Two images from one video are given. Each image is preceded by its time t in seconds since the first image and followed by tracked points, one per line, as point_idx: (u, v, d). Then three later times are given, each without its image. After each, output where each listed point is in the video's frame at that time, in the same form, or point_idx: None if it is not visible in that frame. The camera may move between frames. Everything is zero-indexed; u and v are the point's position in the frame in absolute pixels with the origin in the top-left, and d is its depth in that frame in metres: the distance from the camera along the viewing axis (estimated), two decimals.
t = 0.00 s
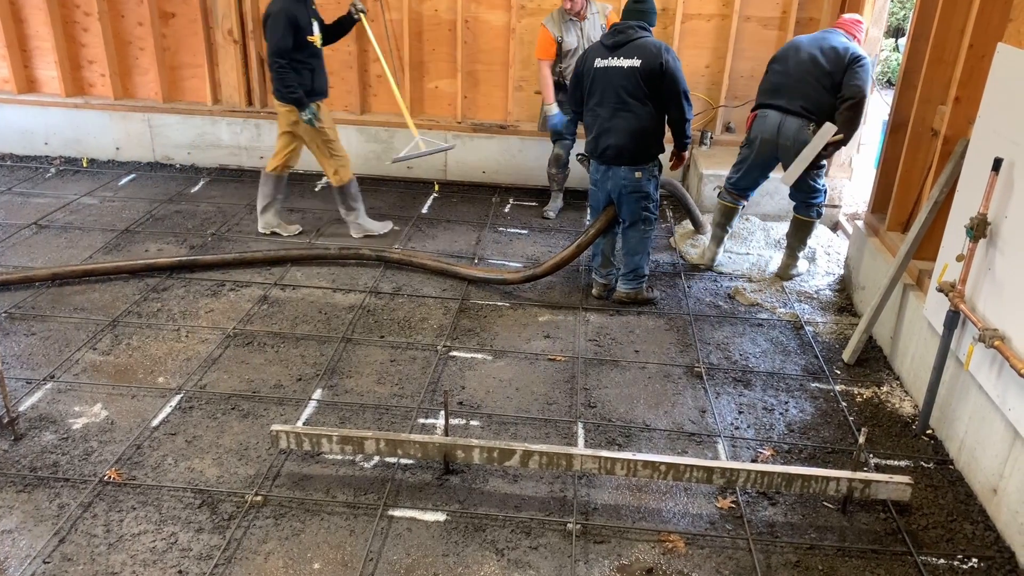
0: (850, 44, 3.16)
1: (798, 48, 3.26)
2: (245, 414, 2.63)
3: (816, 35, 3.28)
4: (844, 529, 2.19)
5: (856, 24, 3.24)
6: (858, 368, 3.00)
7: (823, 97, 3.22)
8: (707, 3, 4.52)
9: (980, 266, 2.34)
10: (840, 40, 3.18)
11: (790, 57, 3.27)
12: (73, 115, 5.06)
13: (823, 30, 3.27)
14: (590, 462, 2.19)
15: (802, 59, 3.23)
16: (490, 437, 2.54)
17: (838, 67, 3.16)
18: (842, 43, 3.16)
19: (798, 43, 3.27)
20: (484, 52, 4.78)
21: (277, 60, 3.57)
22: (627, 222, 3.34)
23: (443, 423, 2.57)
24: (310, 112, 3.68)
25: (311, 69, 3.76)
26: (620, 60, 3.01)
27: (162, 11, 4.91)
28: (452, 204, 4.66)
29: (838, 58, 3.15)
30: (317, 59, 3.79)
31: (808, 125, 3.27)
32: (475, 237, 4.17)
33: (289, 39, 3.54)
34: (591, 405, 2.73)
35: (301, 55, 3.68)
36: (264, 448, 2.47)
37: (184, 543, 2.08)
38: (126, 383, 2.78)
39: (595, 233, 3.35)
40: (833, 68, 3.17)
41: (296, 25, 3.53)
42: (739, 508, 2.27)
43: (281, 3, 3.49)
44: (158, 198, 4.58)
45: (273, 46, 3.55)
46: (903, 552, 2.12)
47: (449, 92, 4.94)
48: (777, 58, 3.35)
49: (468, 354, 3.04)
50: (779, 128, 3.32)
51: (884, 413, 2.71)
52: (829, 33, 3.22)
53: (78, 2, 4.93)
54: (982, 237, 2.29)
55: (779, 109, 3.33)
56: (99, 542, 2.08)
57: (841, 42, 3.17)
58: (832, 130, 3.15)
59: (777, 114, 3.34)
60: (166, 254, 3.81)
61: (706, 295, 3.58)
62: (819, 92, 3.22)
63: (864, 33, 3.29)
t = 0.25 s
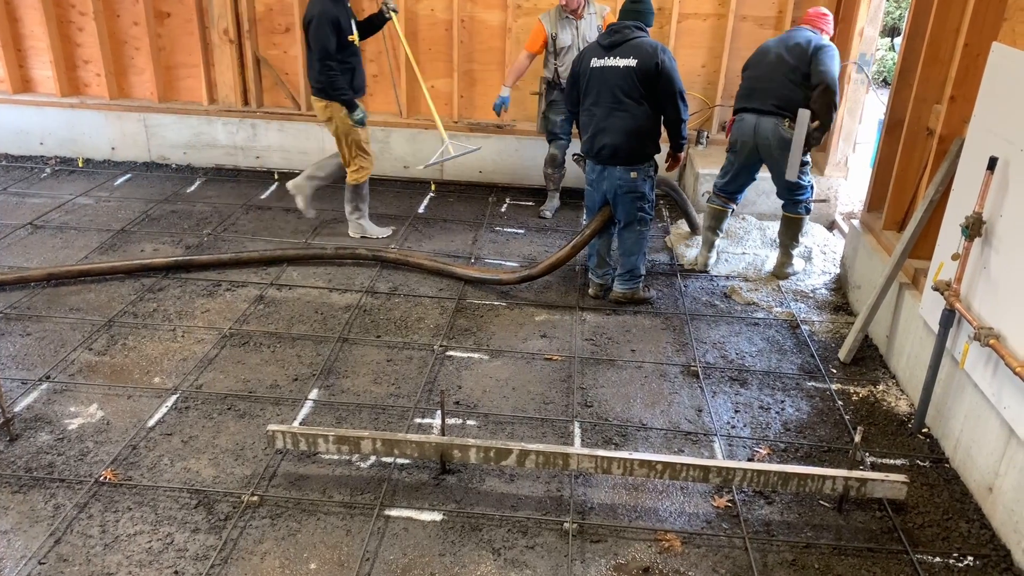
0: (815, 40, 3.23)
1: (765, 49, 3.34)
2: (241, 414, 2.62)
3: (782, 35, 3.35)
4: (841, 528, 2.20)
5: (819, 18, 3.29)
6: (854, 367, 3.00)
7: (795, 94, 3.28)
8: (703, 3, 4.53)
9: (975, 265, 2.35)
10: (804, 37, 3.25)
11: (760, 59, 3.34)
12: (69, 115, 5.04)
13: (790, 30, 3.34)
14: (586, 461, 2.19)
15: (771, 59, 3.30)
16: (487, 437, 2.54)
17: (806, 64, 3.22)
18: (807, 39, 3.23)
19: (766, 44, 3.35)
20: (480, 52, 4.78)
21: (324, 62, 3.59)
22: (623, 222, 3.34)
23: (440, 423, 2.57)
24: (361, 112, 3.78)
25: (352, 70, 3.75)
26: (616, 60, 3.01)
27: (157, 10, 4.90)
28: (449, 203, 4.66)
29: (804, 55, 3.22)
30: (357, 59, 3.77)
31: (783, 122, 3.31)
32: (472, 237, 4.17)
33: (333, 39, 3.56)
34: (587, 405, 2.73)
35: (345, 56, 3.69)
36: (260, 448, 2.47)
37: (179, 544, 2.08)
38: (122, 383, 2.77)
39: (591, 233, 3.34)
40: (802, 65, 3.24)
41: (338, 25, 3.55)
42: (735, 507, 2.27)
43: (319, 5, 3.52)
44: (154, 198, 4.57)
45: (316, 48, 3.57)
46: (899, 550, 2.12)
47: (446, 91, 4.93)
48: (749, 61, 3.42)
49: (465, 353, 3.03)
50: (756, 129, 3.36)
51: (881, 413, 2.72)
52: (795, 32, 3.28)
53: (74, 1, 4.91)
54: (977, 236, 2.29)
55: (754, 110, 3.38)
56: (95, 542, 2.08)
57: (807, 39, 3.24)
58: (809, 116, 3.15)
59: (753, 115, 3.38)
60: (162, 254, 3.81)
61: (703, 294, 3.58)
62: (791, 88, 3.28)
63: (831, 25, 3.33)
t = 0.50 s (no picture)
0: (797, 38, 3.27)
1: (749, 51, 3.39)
2: (237, 416, 2.62)
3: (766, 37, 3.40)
4: (835, 528, 2.20)
5: (798, 19, 3.35)
6: (849, 367, 3.01)
7: (780, 91, 3.30)
8: (699, 3, 4.54)
9: (969, 266, 2.36)
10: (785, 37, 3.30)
11: (744, 59, 3.38)
12: (64, 115, 5.04)
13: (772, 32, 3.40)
14: (581, 461, 2.20)
15: (754, 59, 3.35)
16: (483, 438, 2.54)
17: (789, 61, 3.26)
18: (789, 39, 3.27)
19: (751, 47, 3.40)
20: (476, 53, 4.78)
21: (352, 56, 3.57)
22: (617, 223, 3.34)
23: (435, 424, 2.57)
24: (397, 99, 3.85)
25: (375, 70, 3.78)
26: (610, 61, 3.02)
27: (153, 11, 4.89)
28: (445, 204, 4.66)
29: (787, 52, 3.25)
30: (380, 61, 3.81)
31: (769, 118, 3.32)
32: (468, 237, 4.18)
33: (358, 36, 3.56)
34: (583, 405, 2.74)
35: (368, 55, 3.72)
36: (256, 449, 2.46)
37: (175, 545, 2.08)
38: (117, 385, 2.77)
39: (585, 234, 3.35)
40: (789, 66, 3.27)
41: (362, 23, 3.57)
42: (730, 507, 2.28)
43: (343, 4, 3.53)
44: (149, 199, 4.57)
45: (342, 46, 3.56)
46: (893, 550, 2.13)
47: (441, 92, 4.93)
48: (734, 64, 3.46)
49: (461, 354, 3.04)
50: (742, 127, 3.38)
51: (875, 413, 2.72)
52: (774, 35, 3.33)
53: (69, 2, 4.91)
54: (970, 237, 2.30)
55: (739, 108, 3.40)
56: (90, 544, 2.07)
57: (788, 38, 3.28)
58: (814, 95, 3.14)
59: (739, 114, 3.39)
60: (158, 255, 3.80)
61: (698, 295, 3.59)
62: (777, 85, 3.29)
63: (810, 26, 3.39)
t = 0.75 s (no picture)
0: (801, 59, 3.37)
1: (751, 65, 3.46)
2: (233, 418, 2.62)
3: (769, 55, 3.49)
4: (830, 528, 2.21)
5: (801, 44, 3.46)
6: (844, 367, 3.02)
7: (779, 98, 3.33)
8: (694, 4, 4.55)
9: (963, 267, 2.37)
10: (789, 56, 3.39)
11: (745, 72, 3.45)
12: (59, 117, 5.03)
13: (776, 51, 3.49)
14: (577, 462, 2.20)
15: (755, 72, 3.41)
16: (478, 439, 2.55)
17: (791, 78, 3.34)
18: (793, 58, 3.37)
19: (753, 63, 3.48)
20: (472, 54, 4.78)
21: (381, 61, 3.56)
22: (611, 224, 3.34)
23: (432, 425, 2.58)
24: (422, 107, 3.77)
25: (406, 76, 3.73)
26: (604, 63, 3.02)
27: (149, 12, 4.89)
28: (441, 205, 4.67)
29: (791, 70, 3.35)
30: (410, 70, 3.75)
31: (765, 120, 3.32)
32: (465, 238, 4.18)
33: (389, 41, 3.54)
34: (579, 406, 2.74)
35: (399, 62, 3.68)
36: (252, 451, 2.47)
37: (171, 547, 2.08)
38: (113, 387, 2.77)
39: (580, 235, 3.35)
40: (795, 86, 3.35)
41: (393, 28, 3.55)
42: (726, 507, 2.28)
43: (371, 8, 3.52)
44: (145, 201, 4.57)
45: (372, 51, 3.54)
46: (887, 550, 2.14)
47: (438, 93, 4.93)
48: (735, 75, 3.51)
49: (457, 355, 3.04)
50: (737, 127, 3.37)
51: (870, 413, 2.74)
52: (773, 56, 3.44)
53: (64, 3, 4.90)
54: (964, 238, 2.31)
55: (735, 110, 3.39)
56: (86, 546, 2.07)
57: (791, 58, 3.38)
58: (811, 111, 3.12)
59: (734, 115, 3.38)
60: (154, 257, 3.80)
61: (694, 295, 3.60)
62: (776, 93, 3.34)
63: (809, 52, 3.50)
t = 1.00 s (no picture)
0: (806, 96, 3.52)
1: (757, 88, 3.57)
2: (229, 418, 2.62)
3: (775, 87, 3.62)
4: (825, 527, 2.22)
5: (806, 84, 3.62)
6: (839, 367, 3.03)
7: (781, 109, 3.39)
8: (689, 5, 4.56)
9: (956, 266, 2.38)
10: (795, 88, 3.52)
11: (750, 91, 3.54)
12: (55, 118, 5.02)
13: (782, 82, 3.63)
14: (573, 462, 2.21)
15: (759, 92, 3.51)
16: (475, 439, 2.55)
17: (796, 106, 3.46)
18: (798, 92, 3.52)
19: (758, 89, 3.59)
20: (467, 54, 4.79)
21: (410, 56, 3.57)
22: (607, 224, 3.36)
23: (428, 425, 2.58)
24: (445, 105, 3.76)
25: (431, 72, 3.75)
26: (597, 64, 3.03)
27: (144, 13, 4.88)
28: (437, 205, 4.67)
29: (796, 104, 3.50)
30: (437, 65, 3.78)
31: (764, 121, 3.34)
32: (461, 239, 4.19)
33: (418, 36, 3.56)
34: (575, 406, 2.75)
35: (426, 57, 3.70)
36: (249, 452, 2.47)
37: (168, 548, 2.08)
38: (109, 388, 2.77)
39: (576, 235, 3.38)
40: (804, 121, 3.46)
41: (423, 23, 3.57)
42: (721, 507, 2.29)
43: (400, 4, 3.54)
44: (141, 202, 4.56)
45: (401, 44, 3.55)
46: (882, 548, 2.15)
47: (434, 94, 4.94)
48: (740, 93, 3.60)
49: (454, 356, 3.05)
50: (735, 126, 3.38)
51: (865, 412, 2.75)
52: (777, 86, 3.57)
53: (60, 4, 4.89)
54: (958, 238, 2.33)
55: (732, 112, 3.42)
56: (83, 548, 2.07)
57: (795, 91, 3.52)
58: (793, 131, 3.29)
59: (732, 116, 3.41)
60: (150, 258, 3.80)
61: (690, 295, 3.61)
62: (778, 104, 3.40)
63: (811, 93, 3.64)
